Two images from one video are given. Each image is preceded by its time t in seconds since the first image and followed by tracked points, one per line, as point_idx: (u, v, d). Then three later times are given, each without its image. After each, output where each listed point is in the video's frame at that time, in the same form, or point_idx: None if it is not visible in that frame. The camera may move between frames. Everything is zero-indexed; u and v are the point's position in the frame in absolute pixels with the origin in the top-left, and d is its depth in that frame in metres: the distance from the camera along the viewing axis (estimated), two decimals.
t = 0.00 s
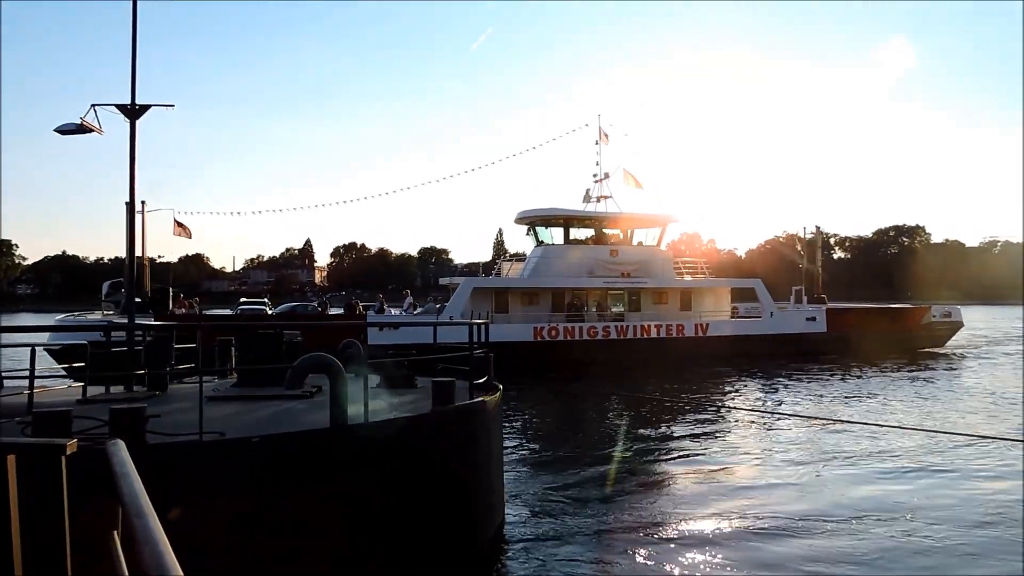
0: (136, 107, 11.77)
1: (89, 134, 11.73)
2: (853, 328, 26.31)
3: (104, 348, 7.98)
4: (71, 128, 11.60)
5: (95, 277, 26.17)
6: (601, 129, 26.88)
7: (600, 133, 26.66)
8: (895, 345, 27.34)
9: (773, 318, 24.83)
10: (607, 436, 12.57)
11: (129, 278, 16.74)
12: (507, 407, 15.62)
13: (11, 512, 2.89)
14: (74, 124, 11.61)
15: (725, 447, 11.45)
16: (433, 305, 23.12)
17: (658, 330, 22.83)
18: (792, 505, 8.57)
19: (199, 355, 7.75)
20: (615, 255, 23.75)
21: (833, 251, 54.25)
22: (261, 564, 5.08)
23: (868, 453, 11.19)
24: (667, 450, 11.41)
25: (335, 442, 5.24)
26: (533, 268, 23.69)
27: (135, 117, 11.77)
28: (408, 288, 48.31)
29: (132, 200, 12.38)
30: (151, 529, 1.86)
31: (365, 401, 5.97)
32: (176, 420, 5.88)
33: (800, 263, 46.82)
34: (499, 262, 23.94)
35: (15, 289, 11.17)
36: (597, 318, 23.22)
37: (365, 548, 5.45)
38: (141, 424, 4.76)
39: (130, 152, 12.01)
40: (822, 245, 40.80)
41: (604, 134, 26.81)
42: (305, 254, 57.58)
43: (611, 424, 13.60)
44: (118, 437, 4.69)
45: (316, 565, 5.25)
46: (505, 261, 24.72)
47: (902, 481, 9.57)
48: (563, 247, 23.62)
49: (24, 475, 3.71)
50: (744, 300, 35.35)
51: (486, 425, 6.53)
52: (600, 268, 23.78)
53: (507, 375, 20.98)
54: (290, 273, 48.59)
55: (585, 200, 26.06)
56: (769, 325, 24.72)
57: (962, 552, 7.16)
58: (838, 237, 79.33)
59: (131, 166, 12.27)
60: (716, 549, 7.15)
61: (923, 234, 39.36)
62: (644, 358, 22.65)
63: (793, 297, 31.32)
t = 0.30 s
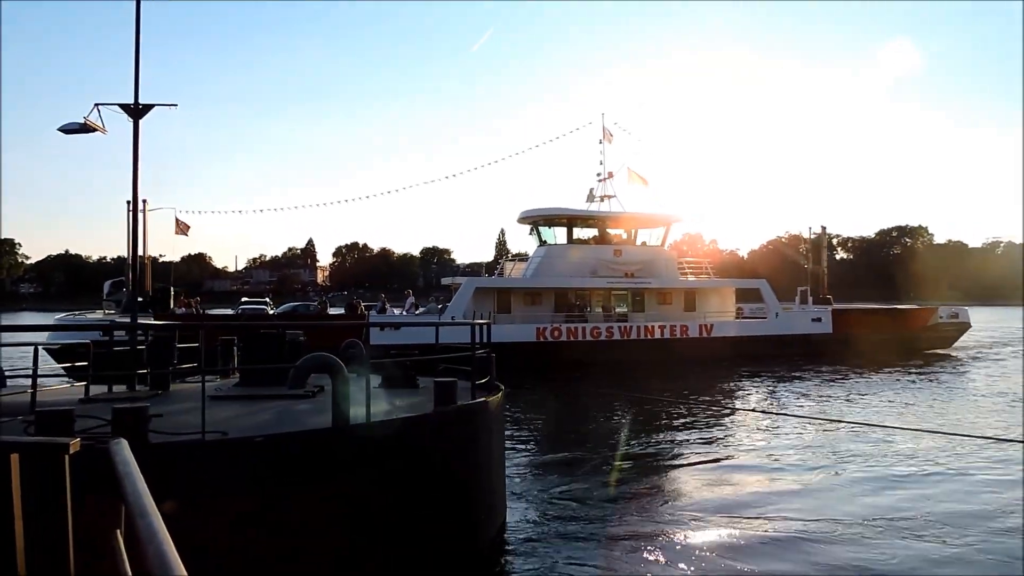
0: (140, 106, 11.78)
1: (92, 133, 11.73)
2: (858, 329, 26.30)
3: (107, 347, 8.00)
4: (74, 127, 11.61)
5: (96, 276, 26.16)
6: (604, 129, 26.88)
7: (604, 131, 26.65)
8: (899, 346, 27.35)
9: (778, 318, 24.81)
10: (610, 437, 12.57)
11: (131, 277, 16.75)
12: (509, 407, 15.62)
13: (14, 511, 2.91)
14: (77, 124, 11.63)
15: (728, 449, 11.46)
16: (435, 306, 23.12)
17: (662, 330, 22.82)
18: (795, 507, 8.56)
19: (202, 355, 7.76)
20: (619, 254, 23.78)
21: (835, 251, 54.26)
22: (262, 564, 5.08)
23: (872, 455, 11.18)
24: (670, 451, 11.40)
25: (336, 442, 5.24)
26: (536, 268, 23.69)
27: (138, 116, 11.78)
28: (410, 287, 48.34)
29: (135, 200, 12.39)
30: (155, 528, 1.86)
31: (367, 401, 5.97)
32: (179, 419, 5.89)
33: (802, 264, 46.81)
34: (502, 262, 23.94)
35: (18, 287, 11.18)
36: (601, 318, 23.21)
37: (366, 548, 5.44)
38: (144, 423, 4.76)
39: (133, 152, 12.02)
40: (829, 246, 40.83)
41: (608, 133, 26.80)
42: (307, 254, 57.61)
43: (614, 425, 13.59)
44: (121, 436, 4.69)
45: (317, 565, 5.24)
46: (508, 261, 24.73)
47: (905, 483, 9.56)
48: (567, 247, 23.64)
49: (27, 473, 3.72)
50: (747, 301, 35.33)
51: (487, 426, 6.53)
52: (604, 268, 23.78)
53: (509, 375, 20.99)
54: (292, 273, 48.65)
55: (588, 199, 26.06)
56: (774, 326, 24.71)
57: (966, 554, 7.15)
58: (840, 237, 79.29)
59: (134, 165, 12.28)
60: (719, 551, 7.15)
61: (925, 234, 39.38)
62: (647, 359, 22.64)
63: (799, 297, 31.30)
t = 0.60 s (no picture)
0: (143, 107, 11.79)
1: (95, 133, 11.75)
2: (864, 329, 26.35)
3: (112, 347, 8.01)
4: (77, 127, 11.62)
5: (97, 275, 26.15)
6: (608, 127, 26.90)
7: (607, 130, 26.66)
8: (903, 347, 27.40)
9: (784, 319, 24.79)
10: (613, 437, 12.56)
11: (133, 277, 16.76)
12: (511, 407, 15.61)
13: (19, 511, 2.91)
14: (81, 124, 11.64)
15: (732, 449, 11.46)
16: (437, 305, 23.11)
17: (666, 330, 22.83)
18: (800, 507, 8.54)
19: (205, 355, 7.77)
20: (622, 254, 23.79)
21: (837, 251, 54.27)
22: (264, 564, 5.08)
23: (877, 456, 11.17)
24: (674, 452, 11.40)
25: (340, 440, 5.25)
26: (539, 268, 23.69)
27: (142, 116, 11.79)
28: (412, 287, 48.37)
29: (138, 199, 12.40)
30: (159, 528, 1.85)
31: (369, 401, 5.97)
32: (183, 418, 5.90)
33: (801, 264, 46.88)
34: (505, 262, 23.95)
35: (21, 286, 11.19)
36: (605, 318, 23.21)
37: (367, 546, 5.44)
38: (148, 422, 4.77)
39: (137, 151, 12.04)
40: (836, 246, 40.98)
41: (612, 132, 26.82)
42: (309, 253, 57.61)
43: (618, 426, 13.59)
44: (125, 435, 4.70)
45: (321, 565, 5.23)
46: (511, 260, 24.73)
47: (910, 484, 9.56)
48: (570, 247, 23.64)
49: (34, 469, 3.72)
50: (750, 301, 35.31)
51: (489, 424, 6.56)
52: (608, 268, 23.79)
53: (512, 376, 20.98)
54: (294, 272, 48.66)
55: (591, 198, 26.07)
56: (780, 326, 24.70)
57: (970, 554, 7.15)
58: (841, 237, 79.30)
59: (137, 165, 12.29)
60: (723, 551, 7.14)
61: (927, 234, 39.39)
62: (651, 359, 22.63)
63: (804, 298, 31.33)
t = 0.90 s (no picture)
0: (145, 106, 11.80)
1: (97, 133, 11.75)
2: (869, 329, 26.31)
3: (115, 346, 8.03)
4: (80, 127, 11.63)
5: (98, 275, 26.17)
6: (611, 126, 26.91)
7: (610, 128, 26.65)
8: (907, 347, 27.41)
9: (789, 318, 24.76)
10: (616, 438, 12.56)
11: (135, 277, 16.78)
12: (514, 408, 15.62)
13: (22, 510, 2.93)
14: (83, 124, 11.65)
15: (735, 450, 11.46)
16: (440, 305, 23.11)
17: (670, 330, 22.81)
18: (803, 509, 8.52)
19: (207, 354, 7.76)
20: (626, 253, 23.81)
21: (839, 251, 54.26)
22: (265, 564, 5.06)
23: (881, 457, 11.16)
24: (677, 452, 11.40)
25: (342, 437, 5.26)
26: (542, 267, 23.69)
27: (144, 116, 11.80)
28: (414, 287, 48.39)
29: (140, 199, 12.41)
30: (163, 527, 1.86)
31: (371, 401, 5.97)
32: (186, 418, 5.91)
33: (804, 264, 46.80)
34: (507, 262, 23.94)
35: (24, 285, 11.20)
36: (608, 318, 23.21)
37: (368, 544, 5.44)
38: (150, 422, 4.77)
39: (139, 151, 12.03)
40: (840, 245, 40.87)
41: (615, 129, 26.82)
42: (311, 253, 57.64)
43: (620, 426, 13.58)
44: (127, 434, 4.70)
45: (322, 564, 5.22)
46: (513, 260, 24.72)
47: (914, 485, 9.54)
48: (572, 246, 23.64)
49: (37, 468, 3.73)
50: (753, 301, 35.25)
51: (491, 423, 6.56)
52: (611, 267, 23.81)
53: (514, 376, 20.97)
54: (296, 272, 48.68)
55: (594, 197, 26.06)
56: (784, 326, 24.67)
57: (973, 555, 7.14)
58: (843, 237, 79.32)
59: (140, 165, 12.30)
60: (727, 553, 7.13)
61: (930, 233, 39.39)
62: (654, 360, 22.61)
63: (809, 297, 31.27)
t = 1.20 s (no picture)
0: (148, 106, 11.81)
1: (100, 133, 11.77)
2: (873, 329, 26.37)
3: (117, 345, 8.04)
4: (82, 127, 11.65)
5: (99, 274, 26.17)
6: (615, 124, 26.92)
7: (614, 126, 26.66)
8: (911, 347, 27.46)
9: (794, 318, 24.75)
10: (618, 438, 12.56)
11: (138, 276, 16.80)
12: (517, 408, 15.61)
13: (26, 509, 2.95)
14: (85, 124, 11.67)
15: (738, 450, 11.46)
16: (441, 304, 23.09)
17: (674, 330, 22.82)
18: (807, 509, 8.51)
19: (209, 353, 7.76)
20: (629, 253, 23.83)
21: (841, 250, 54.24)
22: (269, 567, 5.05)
23: (886, 457, 11.14)
24: (680, 452, 11.40)
25: (344, 435, 5.27)
26: (545, 266, 23.68)
27: (146, 116, 11.81)
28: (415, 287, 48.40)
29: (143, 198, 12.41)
30: (166, 527, 1.86)
31: (373, 400, 5.98)
32: (189, 417, 5.92)
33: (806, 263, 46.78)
34: (510, 261, 23.95)
35: (27, 285, 11.21)
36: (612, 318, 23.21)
37: (370, 543, 5.44)
38: (152, 421, 4.78)
39: (142, 150, 12.04)
40: (844, 244, 40.82)
41: (619, 127, 26.81)
42: (313, 253, 57.64)
43: (623, 426, 13.58)
44: (130, 434, 4.71)
45: (323, 564, 5.21)
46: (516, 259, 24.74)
47: (919, 485, 9.52)
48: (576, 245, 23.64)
49: (40, 467, 3.73)
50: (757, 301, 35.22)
51: (493, 422, 6.58)
52: (615, 267, 23.82)
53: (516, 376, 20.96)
54: (298, 272, 48.69)
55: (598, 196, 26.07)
56: (789, 326, 24.67)
57: (974, 553, 7.16)
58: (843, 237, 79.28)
59: (142, 164, 12.31)
60: (731, 552, 7.11)
61: (932, 232, 39.38)
62: (657, 360, 22.60)
63: (814, 297, 31.29)
